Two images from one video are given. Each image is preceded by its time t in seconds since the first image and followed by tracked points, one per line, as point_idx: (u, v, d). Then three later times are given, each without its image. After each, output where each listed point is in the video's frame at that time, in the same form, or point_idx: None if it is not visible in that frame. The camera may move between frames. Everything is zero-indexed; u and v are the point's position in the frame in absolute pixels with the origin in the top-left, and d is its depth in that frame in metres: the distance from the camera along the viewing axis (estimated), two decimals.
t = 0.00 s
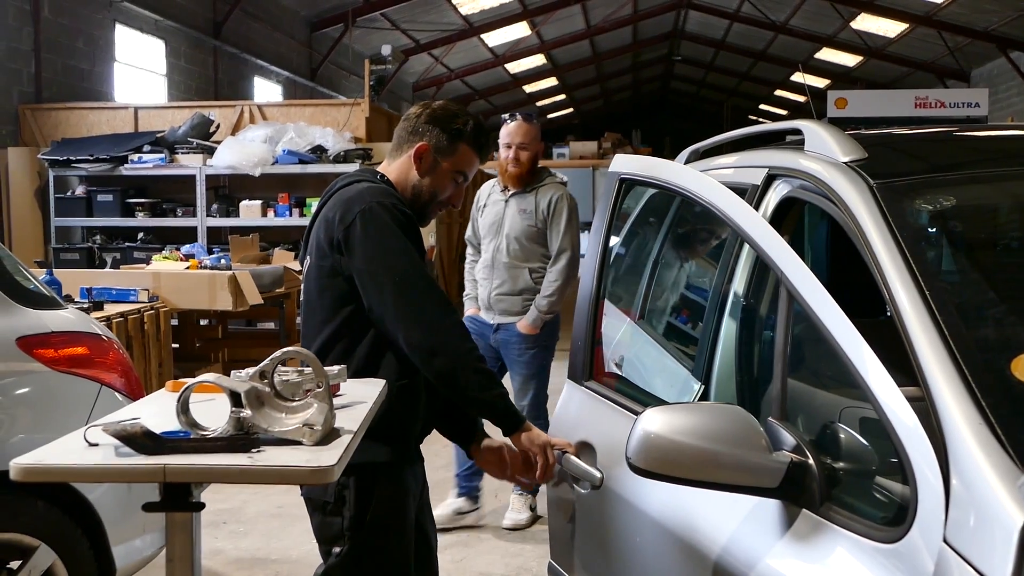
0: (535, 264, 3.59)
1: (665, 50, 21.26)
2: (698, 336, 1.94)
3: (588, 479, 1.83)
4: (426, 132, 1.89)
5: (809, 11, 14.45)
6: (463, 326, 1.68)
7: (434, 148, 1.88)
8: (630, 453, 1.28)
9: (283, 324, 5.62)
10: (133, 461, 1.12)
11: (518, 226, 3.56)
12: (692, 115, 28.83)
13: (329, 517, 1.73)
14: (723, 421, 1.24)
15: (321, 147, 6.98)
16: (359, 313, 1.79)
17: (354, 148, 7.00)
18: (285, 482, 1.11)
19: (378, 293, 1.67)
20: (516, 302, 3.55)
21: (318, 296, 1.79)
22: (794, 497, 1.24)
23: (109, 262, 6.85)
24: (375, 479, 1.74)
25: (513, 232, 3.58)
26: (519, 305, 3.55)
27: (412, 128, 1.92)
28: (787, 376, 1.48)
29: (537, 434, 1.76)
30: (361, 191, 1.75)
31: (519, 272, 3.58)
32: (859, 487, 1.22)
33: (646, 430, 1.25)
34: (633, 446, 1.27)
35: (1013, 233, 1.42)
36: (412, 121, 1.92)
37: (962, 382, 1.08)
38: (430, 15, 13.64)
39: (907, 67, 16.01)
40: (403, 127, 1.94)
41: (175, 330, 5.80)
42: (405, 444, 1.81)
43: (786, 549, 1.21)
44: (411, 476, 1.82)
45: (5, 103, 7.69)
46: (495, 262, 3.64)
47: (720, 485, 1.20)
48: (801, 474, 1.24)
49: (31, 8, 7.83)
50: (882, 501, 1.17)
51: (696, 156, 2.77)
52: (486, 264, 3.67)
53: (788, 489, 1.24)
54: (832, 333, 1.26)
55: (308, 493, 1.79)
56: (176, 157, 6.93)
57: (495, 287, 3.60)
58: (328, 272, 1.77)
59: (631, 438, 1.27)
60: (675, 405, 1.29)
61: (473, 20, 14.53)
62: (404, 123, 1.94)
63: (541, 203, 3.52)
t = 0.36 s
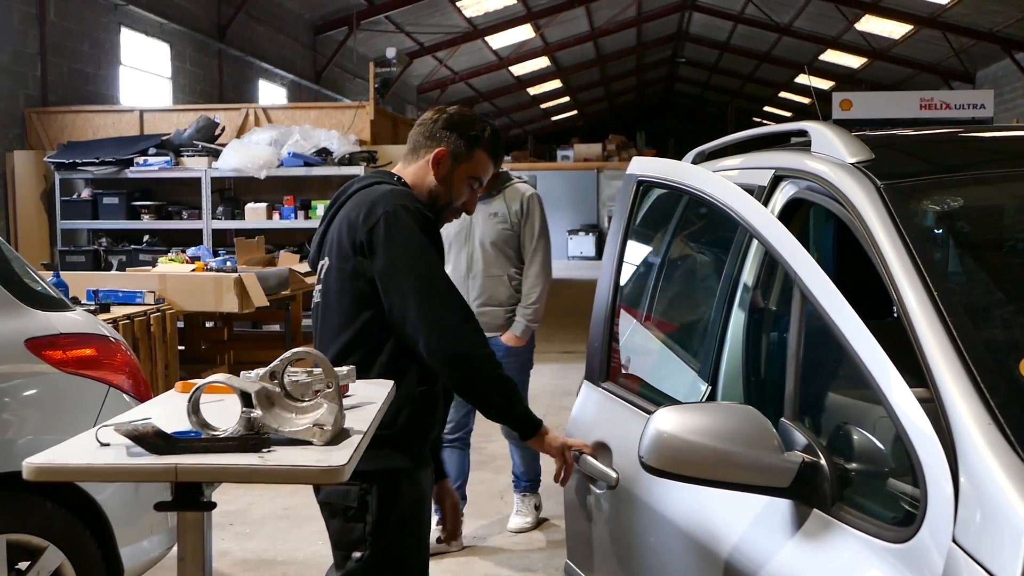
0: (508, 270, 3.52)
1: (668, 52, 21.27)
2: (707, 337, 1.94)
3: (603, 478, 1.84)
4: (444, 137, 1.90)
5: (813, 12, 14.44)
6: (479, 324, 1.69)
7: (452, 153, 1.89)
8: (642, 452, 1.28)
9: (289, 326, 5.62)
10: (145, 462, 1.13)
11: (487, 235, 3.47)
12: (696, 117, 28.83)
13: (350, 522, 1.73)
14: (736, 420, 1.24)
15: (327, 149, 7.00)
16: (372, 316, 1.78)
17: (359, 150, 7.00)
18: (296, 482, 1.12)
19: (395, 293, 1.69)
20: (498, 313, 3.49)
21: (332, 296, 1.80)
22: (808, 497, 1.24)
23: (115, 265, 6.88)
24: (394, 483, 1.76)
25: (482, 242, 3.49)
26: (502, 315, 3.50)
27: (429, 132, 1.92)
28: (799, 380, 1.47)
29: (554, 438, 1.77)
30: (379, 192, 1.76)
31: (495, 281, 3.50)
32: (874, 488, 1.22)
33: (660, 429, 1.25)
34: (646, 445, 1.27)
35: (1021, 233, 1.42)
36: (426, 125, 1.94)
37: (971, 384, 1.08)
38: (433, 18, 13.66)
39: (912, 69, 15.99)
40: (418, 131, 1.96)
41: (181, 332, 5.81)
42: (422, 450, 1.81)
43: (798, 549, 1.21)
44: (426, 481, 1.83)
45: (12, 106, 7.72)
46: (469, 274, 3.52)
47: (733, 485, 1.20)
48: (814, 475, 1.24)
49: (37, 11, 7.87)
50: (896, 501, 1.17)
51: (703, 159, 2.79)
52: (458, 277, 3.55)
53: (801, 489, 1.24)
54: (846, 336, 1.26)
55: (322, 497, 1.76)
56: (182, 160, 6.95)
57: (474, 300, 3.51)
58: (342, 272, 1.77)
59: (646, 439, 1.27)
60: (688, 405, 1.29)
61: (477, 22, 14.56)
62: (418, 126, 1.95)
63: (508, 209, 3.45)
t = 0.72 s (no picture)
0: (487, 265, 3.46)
1: (673, 55, 21.28)
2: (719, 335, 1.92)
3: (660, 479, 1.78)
4: (459, 133, 1.92)
5: (818, 14, 14.44)
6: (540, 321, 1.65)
7: (468, 149, 1.92)
8: (677, 450, 1.29)
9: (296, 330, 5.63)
10: (154, 466, 1.13)
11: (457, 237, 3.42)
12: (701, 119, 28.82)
13: (384, 523, 1.75)
14: (779, 424, 1.23)
15: (332, 153, 7.01)
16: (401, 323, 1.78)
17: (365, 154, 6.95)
18: (306, 487, 1.12)
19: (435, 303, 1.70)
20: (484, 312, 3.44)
21: (365, 304, 1.80)
22: (836, 499, 1.21)
23: (122, 269, 6.89)
24: (428, 483, 1.81)
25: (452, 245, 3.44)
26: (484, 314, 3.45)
27: (443, 130, 1.93)
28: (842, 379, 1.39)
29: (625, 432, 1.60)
30: (415, 202, 1.77)
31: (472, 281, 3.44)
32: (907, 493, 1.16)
33: (696, 429, 1.24)
34: (683, 441, 1.27)
35: None
36: (435, 122, 1.94)
37: (979, 385, 1.08)
38: (439, 21, 13.70)
39: (917, 70, 15.96)
40: (427, 126, 1.97)
41: (188, 336, 5.83)
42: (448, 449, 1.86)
43: (818, 552, 1.19)
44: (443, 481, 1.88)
45: (19, 111, 7.75)
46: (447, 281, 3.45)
47: (776, 486, 1.19)
48: (842, 480, 1.21)
49: (43, 16, 7.91)
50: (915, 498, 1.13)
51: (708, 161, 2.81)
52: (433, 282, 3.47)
53: (832, 490, 1.21)
54: (875, 336, 1.26)
55: (352, 499, 1.77)
56: (188, 164, 6.97)
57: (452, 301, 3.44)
58: (378, 282, 1.78)
59: (681, 437, 1.27)
60: (723, 404, 1.28)
61: (482, 26, 14.60)
62: (429, 123, 1.96)
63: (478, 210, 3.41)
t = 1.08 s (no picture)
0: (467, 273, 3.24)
1: (681, 59, 21.27)
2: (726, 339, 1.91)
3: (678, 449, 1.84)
4: (455, 126, 1.91)
5: (826, 18, 14.42)
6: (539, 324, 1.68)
7: (464, 141, 1.92)
8: (713, 449, 1.30)
9: (302, 333, 5.63)
10: (162, 470, 1.13)
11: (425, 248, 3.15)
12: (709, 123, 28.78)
13: (400, 517, 1.77)
14: (820, 430, 1.23)
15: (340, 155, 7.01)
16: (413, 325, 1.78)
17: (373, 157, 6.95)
18: (313, 491, 1.12)
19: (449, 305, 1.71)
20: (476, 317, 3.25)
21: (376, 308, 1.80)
22: (865, 505, 1.19)
23: (129, 270, 6.91)
24: (441, 482, 1.83)
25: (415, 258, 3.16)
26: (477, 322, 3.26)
27: (438, 124, 1.92)
28: (883, 379, 1.33)
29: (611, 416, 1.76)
30: (422, 205, 1.76)
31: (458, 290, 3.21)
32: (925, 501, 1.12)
33: (736, 433, 1.25)
34: (721, 442, 1.27)
35: None
36: (429, 118, 1.94)
37: (988, 391, 1.08)
38: (447, 24, 13.73)
39: (926, 75, 15.91)
40: (419, 124, 1.96)
41: (195, 338, 5.85)
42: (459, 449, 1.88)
43: (846, 555, 1.18)
44: (454, 480, 1.89)
45: (28, 112, 7.78)
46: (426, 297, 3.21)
47: (808, 490, 1.18)
48: (869, 483, 1.19)
49: (53, 17, 7.95)
50: (935, 500, 1.10)
51: (717, 165, 2.81)
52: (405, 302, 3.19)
53: (860, 496, 1.19)
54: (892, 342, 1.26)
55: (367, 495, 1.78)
56: (196, 166, 6.99)
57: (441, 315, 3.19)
58: (390, 285, 1.78)
59: (725, 442, 1.26)
60: (758, 408, 1.29)
61: (490, 29, 14.62)
62: (422, 119, 1.95)
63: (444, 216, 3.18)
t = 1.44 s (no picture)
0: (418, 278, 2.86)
1: (685, 65, 21.29)
2: (729, 346, 1.91)
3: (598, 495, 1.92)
4: (448, 139, 1.95)
5: (830, 24, 14.44)
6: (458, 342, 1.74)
7: (458, 154, 1.98)
8: (716, 459, 1.29)
9: (306, 339, 5.63)
10: (163, 480, 1.13)
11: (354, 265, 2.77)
12: (714, 129, 28.77)
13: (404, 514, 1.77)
14: (825, 439, 1.22)
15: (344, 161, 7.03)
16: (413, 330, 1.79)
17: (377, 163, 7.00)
18: (314, 501, 1.12)
19: (444, 314, 1.71)
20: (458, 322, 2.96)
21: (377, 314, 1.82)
22: (869, 514, 1.18)
23: (133, 276, 6.93)
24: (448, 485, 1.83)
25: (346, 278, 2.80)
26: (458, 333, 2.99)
27: (421, 136, 1.93)
28: (887, 388, 1.32)
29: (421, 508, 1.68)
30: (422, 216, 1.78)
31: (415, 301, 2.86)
32: (927, 510, 1.12)
33: (740, 441, 1.24)
34: (724, 452, 1.26)
35: None
36: (406, 127, 1.94)
37: (988, 395, 1.08)
38: (452, 30, 13.78)
39: (931, 81, 15.90)
40: (402, 133, 1.96)
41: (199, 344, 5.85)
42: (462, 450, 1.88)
43: (849, 564, 1.18)
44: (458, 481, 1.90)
45: (33, 118, 7.81)
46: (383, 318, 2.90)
47: (812, 499, 1.18)
48: (872, 491, 1.18)
49: (58, 24, 7.99)
50: (938, 508, 1.10)
51: (721, 171, 2.80)
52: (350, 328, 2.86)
53: (864, 505, 1.18)
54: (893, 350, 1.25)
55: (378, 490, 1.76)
56: (200, 172, 7.01)
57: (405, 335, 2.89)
58: (390, 295, 1.79)
59: (727, 449, 1.25)
60: (762, 417, 1.28)
61: (494, 35, 14.66)
62: (405, 130, 1.94)
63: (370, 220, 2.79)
